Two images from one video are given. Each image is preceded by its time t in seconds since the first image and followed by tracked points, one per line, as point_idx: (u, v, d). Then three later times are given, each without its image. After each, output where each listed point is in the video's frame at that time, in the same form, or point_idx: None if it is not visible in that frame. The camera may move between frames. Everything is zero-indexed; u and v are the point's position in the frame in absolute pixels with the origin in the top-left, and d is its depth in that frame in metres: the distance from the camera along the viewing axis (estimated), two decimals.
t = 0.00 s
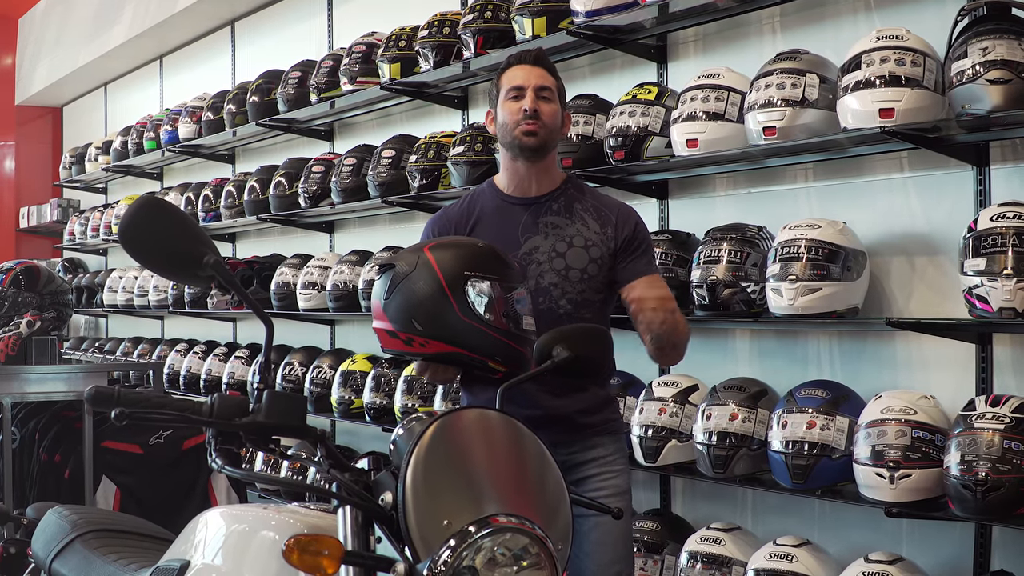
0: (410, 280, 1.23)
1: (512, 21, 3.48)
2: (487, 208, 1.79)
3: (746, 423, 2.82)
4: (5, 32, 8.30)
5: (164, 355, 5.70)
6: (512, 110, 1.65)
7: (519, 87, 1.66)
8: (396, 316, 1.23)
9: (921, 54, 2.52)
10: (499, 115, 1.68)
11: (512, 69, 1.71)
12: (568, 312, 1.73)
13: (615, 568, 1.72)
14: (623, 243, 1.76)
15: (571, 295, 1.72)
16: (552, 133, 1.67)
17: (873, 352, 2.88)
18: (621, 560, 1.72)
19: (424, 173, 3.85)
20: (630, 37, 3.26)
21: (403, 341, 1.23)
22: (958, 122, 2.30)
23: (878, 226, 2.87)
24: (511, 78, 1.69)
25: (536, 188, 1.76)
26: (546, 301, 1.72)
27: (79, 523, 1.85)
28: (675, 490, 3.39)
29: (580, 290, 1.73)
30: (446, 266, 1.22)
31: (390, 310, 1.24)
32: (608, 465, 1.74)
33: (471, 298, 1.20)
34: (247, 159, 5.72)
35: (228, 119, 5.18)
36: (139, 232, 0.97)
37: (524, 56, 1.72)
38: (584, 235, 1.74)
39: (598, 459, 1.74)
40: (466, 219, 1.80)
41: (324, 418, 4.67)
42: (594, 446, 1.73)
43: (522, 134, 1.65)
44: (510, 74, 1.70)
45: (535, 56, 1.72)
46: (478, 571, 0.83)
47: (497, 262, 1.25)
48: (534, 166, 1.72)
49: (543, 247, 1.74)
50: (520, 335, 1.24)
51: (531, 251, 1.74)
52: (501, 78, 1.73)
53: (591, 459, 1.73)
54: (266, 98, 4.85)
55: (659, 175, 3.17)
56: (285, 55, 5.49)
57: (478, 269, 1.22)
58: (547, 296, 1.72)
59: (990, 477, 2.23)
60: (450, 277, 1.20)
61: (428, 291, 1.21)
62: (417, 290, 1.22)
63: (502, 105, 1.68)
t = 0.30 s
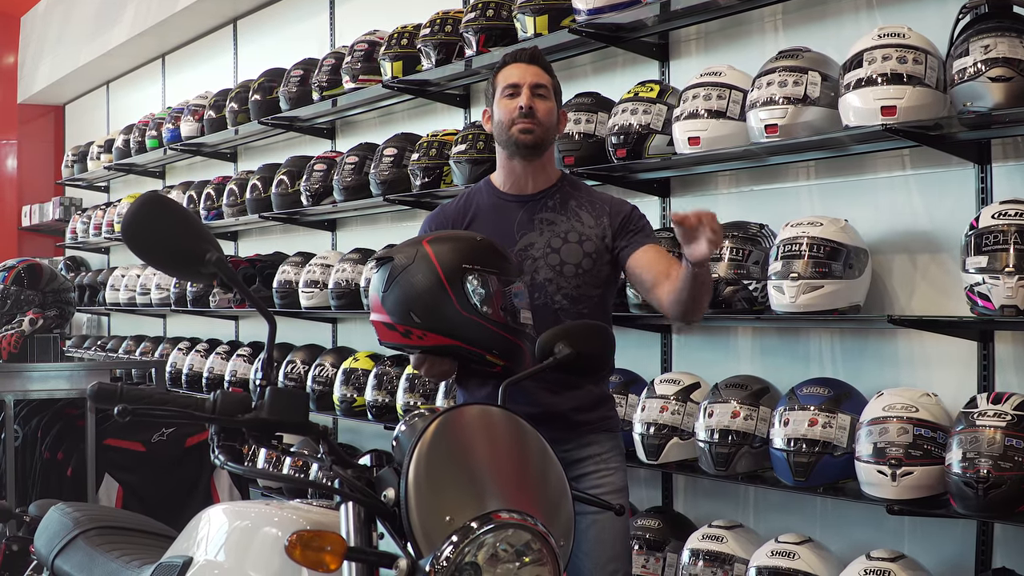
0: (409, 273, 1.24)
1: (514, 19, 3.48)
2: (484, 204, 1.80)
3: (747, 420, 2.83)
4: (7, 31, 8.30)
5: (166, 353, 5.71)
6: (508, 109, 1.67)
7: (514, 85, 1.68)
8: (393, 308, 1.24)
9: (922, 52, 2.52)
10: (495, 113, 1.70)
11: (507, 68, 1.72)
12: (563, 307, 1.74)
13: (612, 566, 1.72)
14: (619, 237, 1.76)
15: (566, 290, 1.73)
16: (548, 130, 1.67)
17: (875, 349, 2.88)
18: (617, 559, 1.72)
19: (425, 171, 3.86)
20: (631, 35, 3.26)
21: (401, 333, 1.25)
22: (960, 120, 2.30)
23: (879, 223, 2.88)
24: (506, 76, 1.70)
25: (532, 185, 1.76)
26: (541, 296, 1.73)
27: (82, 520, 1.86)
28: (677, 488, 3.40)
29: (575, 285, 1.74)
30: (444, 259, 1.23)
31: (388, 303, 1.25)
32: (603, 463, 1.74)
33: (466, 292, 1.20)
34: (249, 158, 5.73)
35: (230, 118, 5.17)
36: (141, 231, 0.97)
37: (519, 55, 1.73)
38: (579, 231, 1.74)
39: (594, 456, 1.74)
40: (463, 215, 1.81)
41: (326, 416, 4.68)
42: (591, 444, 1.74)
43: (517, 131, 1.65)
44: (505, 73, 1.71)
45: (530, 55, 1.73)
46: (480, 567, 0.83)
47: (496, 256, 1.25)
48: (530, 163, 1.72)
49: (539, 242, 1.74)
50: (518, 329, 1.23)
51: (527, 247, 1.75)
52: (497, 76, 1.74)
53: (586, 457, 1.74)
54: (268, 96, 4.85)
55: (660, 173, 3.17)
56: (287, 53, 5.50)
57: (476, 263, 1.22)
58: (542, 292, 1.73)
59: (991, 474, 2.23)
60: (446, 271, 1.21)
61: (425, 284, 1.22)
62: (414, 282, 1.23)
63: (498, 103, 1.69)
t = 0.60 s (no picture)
0: (404, 270, 1.24)
1: (514, 19, 3.48)
2: (481, 204, 1.80)
3: (747, 421, 2.83)
4: (7, 31, 8.30)
5: (166, 354, 5.72)
6: (502, 112, 1.66)
7: (508, 88, 1.67)
8: (391, 305, 1.24)
9: (922, 52, 2.52)
10: (490, 116, 1.69)
11: (500, 69, 1.71)
12: (562, 307, 1.74)
13: (611, 566, 1.72)
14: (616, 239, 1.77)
15: (565, 290, 1.72)
16: (545, 132, 1.69)
17: (874, 349, 2.89)
18: (617, 559, 1.72)
19: (425, 171, 3.86)
20: (631, 35, 3.26)
21: (398, 330, 1.25)
22: (959, 120, 2.30)
23: (878, 223, 2.88)
24: (500, 78, 1.69)
25: (530, 186, 1.76)
26: (540, 296, 1.73)
27: (83, 520, 1.86)
28: (677, 488, 3.40)
29: (574, 286, 1.74)
30: (440, 258, 1.23)
31: (385, 300, 1.25)
32: (604, 463, 1.75)
33: (464, 291, 1.20)
34: (249, 158, 5.74)
35: (230, 118, 5.17)
36: (142, 230, 0.97)
37: (512, 56, 1.72)
38: (577, 231, 1.75)
39: (594, 456, 1.74)
40: (459, 215, 1.81)
41: (326, 417, 4.68)
42: (590, 444, 1.74)
43: (512, 137, 1.67)
44: (499, 74, 1.70)
45: (523, 55, 1.72)
46: (480, 565, 0.84)
47: (493, 252, 1.25)
48: (527, 165, 1.73)
49: (537, 243, 1.74)
50: (515, 325, 1.24)
51: (525, 246, 1.75)
52: (491, 77, 1.73)
53: (586, 457, 1.74)
54: (268, 96, 4.85)
55: (660, 173, 3.17)
56: (287, 54, 5.51)
57: (472, 259, 1.22)
58: (541, 292, 1.72)
59: (990, 474, 2.23)
60: (442, 269, 1.21)
61: (422, 282, 1.22)
62: (410, 279, 1.23)
63: (492, 106, 1.69)
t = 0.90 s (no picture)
0: (412, 280, 1.24)
1: (515, 19, 3.49)
2: (483, 206, 1.79)
3: (747, 420, 2.83)
4: (8, 31, 8.30)
5: (167, 353, 5.72)
6: (505, 113, 1.67)
7: (511, 89, 1.67)
8: (399, 314, 1.23)
9: (921, 52, 2.53)
10: (492, 117, 1.69)
11: (502, 69, 1.71)
12: (564, 308, 1.74)
13: (612, 565, 1.72)
14: (618, 243, 1.80)
15: (567, 291, 1.73)
16: (547, 133, 1.69)
17: (874, 349, 2.89)
18: (618, 557, 1.73)
19: (426, 171, 3.86)
20: (631, 35, 3.27)
21: (406, 340, 1.24)
22: (959, 119, 2.31)
23: (878, 223, 2.88)
24: (502, 79, 1.69)
25: (531, 187, 1.77)
26: (543, 298, 1.73)
27: (84, 518, 1.86)
28: (677, 487, 3.41)
29: (576, 287, 1.75)
30: (446, 264, 1.23)
31: (393, 310, 1.24)
32: (605, 461, 1.76)
33: (470, 294, 1.21)
34: (250, 158, 5.74)
35: (231, 118, 5.17)
36: (144, 231, 0.98)
37: (515, 56, 1.72)
38: (579, 233, 1.76)
39: (596, 455, 1.75)
40: (460, 217, 1.80)
41: (327, 416, 4.69)
42: (592, 442, 1.75)
43: (517, 136, 1.67)
44: (501, 75, 1.70)
45: (526, 54, 1.73)
46: (480, 563, 0.84)
47: (498, 259, 1.26)
48: (529, 166, 1.73)
49: (539, 244, 1.75)
50: (520, 331, 1.25)
51: (526, 248, 1.75)
52: (492, 78, 1.73)
53: (588, 456, 1.75)
54: (269, 96, 4.86)
55: (661, 173, 3.18)
56: (288, 54, 5.51)
57: (479, 267, 1.23)
58: (544, 293, 1.73)
59: (990, 473, 2.23)
60: (448, 275, 1.22)
61: (428, 289, 1.22)
62: (419, 289, 1.23)
63: (494, 107, 1.69)
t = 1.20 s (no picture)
0: (417, 283, 1.25)
1: (515, 18, 3.49)
2: (485, 208, 1.80)
3: (748, 418, 2.83)
4: (9, 30, 8.31)
5: (169, 353, 5.72)
6: (506, 116, 1.69)
7: (511, 92, 1.69)
8: (404, 319, 1.25)
9: (922, 51, 2.53)
10: (494, 120, 1.71)
11: (503, 70, 1.72)
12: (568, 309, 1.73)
13: (616, 564, 1.72)
14: (620, 242, 1.80)
15: (570, 292, 1.72)
16: (547, 136, 1.70)
17: (874, 348, 2.89)
18: (621, 556, 1.73)
19: (427, 170, 3.86)
20: (632, 34, 3.27)
21: (412, 343, 1.27)
22: (959, 118, 2.31)
23: (879, 222, 2.88)
24: (504, 81, 1.71)
25: (532, 188, 1.77)
26: (546, 298, 1.71)
27: (85, 517, 1.87)
28: (678, 486, 3.41)
29: (579, 288, 1.74)
30: (452, 268, 1.23)
31: (399, 314, 1.26)
32: (609, 460, 1.76)
33: (477, 296, 1.21)
34: (252, 157, 5.74)
35: (233, 117, 5.16)
36: (148, 229, 0.98)
37: (516, 57, 1.72)
38: (582, 233, 1.75)
39: (601, 454, 1.75)
40: (463, 219, 1.81)
41: (329, 415, 4.69)
42: (597, 442, 1.75)
43: (517, 140, 1.68)
44: (502, 77, 1.72)
45: (527, 55, 1.73)
46: (481, 561, 0.84)
47: (503, 261, 1.26)
48: (531, 168, 1.74)
49: (541, 245, 1.74)
50: (524, 332, 1.25)
51: (529, 249, 1.74)
52: (493, 79, 1.75)
53: (592, 455, 1.75)
54: (271, 95, 4.86)
55: (662, 172, 3.18)
56: (290, 53, 5.51)
57: (484, 270, 1.23)
58: (546, 294, 1.71)
59: (990, 472, 2.24)
60: (453, 279, 1.21)
61: (434, 294, 1.23)
62: (423, 294, 1.24)
63: (495, 110, 1.71)
